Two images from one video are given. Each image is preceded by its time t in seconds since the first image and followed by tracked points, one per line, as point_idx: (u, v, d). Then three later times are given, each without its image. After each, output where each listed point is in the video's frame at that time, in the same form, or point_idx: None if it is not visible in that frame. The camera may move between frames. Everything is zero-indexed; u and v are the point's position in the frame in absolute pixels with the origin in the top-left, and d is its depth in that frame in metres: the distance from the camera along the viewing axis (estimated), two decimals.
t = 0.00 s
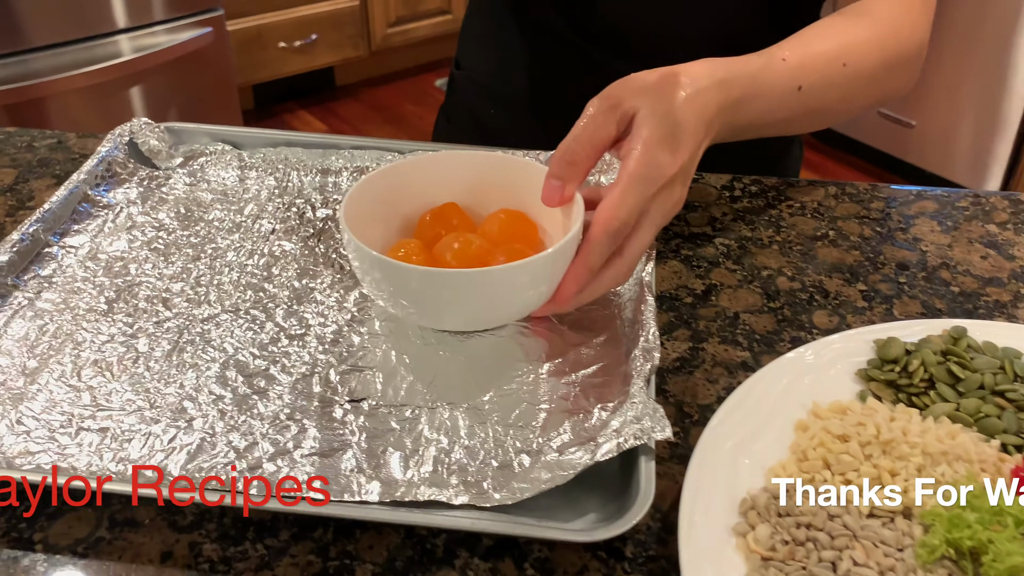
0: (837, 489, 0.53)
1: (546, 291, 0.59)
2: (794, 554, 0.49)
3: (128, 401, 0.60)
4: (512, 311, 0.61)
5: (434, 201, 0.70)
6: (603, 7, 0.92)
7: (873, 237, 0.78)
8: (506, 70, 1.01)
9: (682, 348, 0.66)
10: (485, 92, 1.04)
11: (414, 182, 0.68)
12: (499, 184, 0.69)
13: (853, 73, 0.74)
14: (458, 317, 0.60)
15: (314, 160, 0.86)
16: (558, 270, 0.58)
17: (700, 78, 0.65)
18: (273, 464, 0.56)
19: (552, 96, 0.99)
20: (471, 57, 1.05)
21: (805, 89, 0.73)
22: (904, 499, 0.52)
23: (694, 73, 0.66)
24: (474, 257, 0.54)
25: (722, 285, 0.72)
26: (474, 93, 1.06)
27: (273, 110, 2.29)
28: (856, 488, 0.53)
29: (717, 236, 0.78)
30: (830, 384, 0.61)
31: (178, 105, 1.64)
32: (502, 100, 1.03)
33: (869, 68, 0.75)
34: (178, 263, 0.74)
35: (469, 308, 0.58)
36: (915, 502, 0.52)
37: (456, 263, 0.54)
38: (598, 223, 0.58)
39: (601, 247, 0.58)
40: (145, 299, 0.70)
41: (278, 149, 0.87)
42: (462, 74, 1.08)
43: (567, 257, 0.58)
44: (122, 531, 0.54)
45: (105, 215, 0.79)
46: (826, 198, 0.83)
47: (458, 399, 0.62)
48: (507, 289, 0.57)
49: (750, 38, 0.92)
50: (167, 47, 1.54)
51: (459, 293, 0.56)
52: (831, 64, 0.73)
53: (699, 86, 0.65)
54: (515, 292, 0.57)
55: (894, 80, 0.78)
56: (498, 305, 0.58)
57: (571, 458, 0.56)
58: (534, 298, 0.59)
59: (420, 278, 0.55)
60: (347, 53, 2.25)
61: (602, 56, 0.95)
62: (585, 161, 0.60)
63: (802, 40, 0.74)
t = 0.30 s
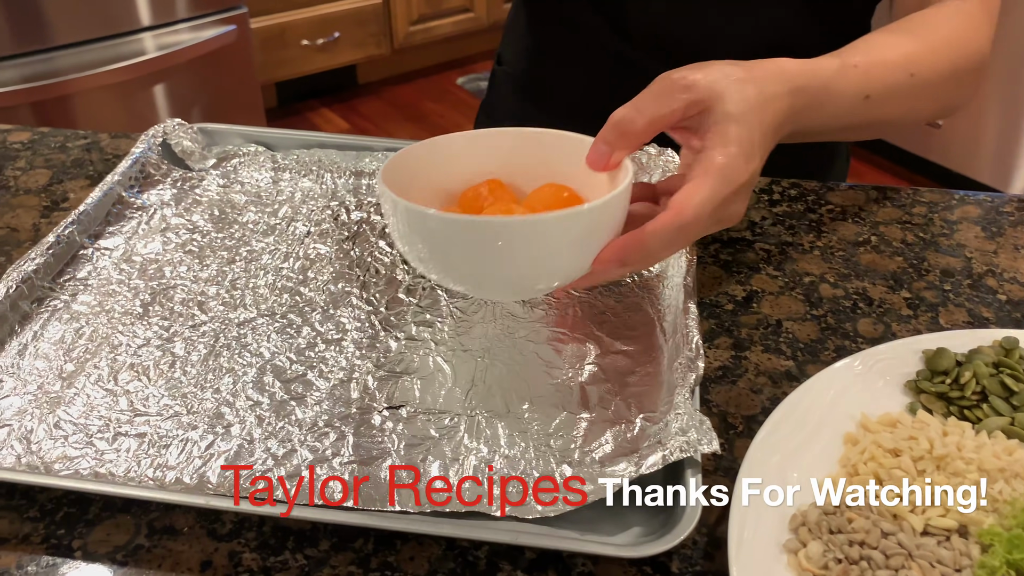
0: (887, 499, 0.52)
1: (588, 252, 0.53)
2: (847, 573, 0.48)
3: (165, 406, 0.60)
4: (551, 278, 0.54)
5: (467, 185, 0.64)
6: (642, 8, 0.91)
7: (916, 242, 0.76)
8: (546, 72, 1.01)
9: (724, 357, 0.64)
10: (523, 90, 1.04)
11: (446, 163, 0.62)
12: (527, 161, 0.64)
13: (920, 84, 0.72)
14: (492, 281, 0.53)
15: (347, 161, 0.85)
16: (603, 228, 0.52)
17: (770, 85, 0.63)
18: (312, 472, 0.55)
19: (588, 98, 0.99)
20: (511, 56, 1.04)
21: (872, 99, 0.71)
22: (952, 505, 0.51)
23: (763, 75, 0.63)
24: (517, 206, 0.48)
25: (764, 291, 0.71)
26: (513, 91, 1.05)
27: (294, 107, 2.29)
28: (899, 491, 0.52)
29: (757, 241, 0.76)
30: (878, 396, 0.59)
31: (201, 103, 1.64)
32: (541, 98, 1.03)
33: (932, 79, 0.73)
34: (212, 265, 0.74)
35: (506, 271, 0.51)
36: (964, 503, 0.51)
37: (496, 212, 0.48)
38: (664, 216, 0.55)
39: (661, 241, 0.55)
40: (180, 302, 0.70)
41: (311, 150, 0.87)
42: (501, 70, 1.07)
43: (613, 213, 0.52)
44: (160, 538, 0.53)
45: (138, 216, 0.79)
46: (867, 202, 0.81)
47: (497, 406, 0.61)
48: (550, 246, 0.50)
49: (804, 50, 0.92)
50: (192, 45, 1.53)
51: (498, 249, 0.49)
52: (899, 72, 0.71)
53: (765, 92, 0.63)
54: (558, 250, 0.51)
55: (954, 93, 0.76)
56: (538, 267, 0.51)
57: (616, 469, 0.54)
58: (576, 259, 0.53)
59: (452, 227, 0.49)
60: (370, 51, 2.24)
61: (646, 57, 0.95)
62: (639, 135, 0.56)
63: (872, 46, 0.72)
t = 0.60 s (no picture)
0: (889, 500, 0.51)
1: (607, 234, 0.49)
2: None
3: (170, 403, 0.60)
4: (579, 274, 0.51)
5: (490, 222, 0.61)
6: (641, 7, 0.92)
7: (929, 242, 0.75)
8: (557, 70, 1.00)
9: (734, 357, 0.64)
10: (533, 90, 1.03)
11: (467, 198, 0.60)
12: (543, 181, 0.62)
13: (962, 81, 0.71)
14: (514, 290, 0.50)
15: (355, 158, 0.84)
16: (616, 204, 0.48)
17: (820, 75, 0.61)
18: (318, 470, 0.54)
19: (599, 95, 0.97)
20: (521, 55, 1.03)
21: (919, 93, 0.69)
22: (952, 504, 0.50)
23: (807, 65, 0.61)
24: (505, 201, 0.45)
25: (774, 291, 0.70)
26: (522, 91, 1.05)
27: (302, 105, 2.29)
28: (898, 491, 0.51)
29: (768, 240, 0.76)
30: (891, 398, 0.58)
31: (209, 100, 1.64)
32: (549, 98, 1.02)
33: (973, 81, 0.72)
34: (219, 261, 0.74)
35: (522, 274, 0.49)
36: (964, 503, 0.50)
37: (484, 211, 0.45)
38: (704, 194, 0.52)
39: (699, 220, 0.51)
40: (186, 298, 0.69)
41: (319, 146, 0.86)
42: (510, 68, 1.06)
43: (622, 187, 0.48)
44: (164, 537, 0.53)
45: (144, 212, 0.78)
46: (879, 201, 0.80)
47: (504, 405, 0.60)
48: (555, 236, 0.47)
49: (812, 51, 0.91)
50: (200, 42, 1.53)
51: (503, 253, 0.47)
52: (944, 67, 0.70)
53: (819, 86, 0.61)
54: (568, 239, 0.47)
55: (988, 93, 0.75)
56: (553, 261, 0.48)
57: (624, 469, 0.54)
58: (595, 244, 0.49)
59: (453, 245, 0.47)
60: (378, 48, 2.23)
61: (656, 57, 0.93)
62: (655, 108, 0.55)
63: (912, 41, 0.70)
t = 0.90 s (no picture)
0: (889, 501, 0.50)
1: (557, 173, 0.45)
2: (870, 567, 0.46)
3: (179, 393, 0.60)
4: (546, 230, 0.47)
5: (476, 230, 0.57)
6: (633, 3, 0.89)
7: (941, 232, 0.74)
8: (561, 67, 0.99)
9: (744, 346, 0.63)
10: (535, 85, 1.02)
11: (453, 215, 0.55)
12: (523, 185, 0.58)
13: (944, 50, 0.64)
14: (483, 263, 0.47)
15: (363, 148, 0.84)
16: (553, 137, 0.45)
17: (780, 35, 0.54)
18: (327, 459, 0.54)
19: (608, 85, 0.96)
20: (521, 49, 1.01)
21: (896, 60, 0.61)
22: (952, 506, 0.49)
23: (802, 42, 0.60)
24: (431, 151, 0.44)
25: (785, 280, 0.69)
26: (522, 85, 1.03)
27: (311, 96, 2.28)
28: (898, 491, 0.50)
29: (779, 229, 0.75)
30: (902, 387, 0.58)
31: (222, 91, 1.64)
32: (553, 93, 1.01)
33: (963, 46, 0.64)
34: (228, 251, 0.74)
35: (481, 240, 0.46)
36: (964, 504, 0.49)
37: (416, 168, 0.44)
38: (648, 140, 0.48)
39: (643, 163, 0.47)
40: (195, 289, 0.70)
41: (328, 137, 0.86)
42: (508, 61, 1.04)
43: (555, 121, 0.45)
44: (174, 526, 0.53)
45: (153, 202, 0.78)
46: (891, 190, 0.80)
47: (513, 395, 0.60)
48: (496, 182, 0.44)
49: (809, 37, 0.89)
50: (208, 33, 1.52)
51: (450, 216, 0.45)
52: (926, 36, 0.63)
53: (781, 49, 0.54)
54: (513, 187, 0.44)
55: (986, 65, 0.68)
56: (507, 215, 0.45)
57: (633, 459, 0.53)
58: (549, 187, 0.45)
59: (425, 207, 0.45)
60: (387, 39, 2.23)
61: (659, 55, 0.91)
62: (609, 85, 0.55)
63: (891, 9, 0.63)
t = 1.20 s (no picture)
0: (888, 501, 0.50)
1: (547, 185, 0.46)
2: (877, 560, 0.47)
3: (187, 386, 0.60)
4: (539, 244, 0.47)
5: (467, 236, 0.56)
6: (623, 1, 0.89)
7: (946, 227, 0.74)
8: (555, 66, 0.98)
9: (750, 341, 0.63)
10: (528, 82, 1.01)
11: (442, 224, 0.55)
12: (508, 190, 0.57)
13: (935, 33, 0.65)
14: (477, 279, 0.47)
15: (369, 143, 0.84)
16: (540, 146, 0.45)
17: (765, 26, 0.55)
18: (335, 453, 0.55)
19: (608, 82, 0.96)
20: (514, 45, 1.01)
21: (886, 42, 0.62)
22: (952, 506, 0.49)
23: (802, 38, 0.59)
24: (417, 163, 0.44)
25: (790, 275, 0.69)
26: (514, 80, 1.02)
27: (315, 94, 2.28)
28: (898, 491, 0.50)
29: (784, 224, 0.75)
30: (908, 381, 0.58)
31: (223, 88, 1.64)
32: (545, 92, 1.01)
33: (951, 32, 0.65)
34: (234, 246, 0.74)
35: (475, 256, 0.46)
36: (964, 503, 0.49)
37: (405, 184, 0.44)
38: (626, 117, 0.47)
39: (627, 137, 0.46)
40: (202, 283, 0.70)
41: (334, 132, 0.86)
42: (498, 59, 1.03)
43: (540, 131, 0.46)
44: (182, 519, 0.53)
45: (160, 197, 0.79)
46: (896, 185, 0.80)
47: (520, 389, 0.60)
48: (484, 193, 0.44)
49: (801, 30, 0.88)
50: (211, 30, 1.52)
51: (442, 232, 0.45)
52: (914, 20, 0.63)
53: (772, 39, 0.55)
54: (505, 200, 0.45)
55: (978, 45, 0.68)
56: (499, 230, 0.45)
57: (640, 453, 0.54)
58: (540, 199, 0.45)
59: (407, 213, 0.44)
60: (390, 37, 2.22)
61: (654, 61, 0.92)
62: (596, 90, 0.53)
63: None
